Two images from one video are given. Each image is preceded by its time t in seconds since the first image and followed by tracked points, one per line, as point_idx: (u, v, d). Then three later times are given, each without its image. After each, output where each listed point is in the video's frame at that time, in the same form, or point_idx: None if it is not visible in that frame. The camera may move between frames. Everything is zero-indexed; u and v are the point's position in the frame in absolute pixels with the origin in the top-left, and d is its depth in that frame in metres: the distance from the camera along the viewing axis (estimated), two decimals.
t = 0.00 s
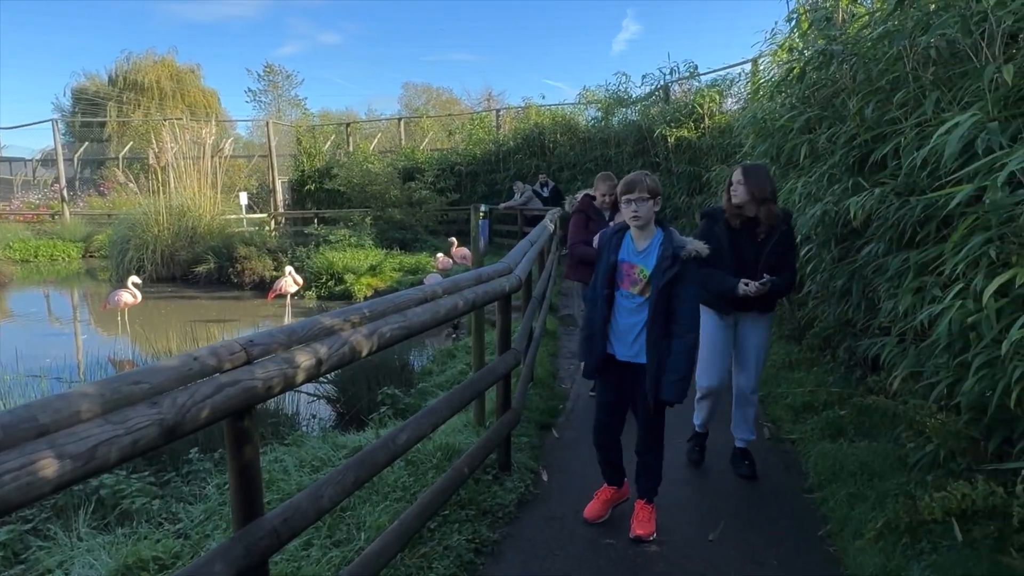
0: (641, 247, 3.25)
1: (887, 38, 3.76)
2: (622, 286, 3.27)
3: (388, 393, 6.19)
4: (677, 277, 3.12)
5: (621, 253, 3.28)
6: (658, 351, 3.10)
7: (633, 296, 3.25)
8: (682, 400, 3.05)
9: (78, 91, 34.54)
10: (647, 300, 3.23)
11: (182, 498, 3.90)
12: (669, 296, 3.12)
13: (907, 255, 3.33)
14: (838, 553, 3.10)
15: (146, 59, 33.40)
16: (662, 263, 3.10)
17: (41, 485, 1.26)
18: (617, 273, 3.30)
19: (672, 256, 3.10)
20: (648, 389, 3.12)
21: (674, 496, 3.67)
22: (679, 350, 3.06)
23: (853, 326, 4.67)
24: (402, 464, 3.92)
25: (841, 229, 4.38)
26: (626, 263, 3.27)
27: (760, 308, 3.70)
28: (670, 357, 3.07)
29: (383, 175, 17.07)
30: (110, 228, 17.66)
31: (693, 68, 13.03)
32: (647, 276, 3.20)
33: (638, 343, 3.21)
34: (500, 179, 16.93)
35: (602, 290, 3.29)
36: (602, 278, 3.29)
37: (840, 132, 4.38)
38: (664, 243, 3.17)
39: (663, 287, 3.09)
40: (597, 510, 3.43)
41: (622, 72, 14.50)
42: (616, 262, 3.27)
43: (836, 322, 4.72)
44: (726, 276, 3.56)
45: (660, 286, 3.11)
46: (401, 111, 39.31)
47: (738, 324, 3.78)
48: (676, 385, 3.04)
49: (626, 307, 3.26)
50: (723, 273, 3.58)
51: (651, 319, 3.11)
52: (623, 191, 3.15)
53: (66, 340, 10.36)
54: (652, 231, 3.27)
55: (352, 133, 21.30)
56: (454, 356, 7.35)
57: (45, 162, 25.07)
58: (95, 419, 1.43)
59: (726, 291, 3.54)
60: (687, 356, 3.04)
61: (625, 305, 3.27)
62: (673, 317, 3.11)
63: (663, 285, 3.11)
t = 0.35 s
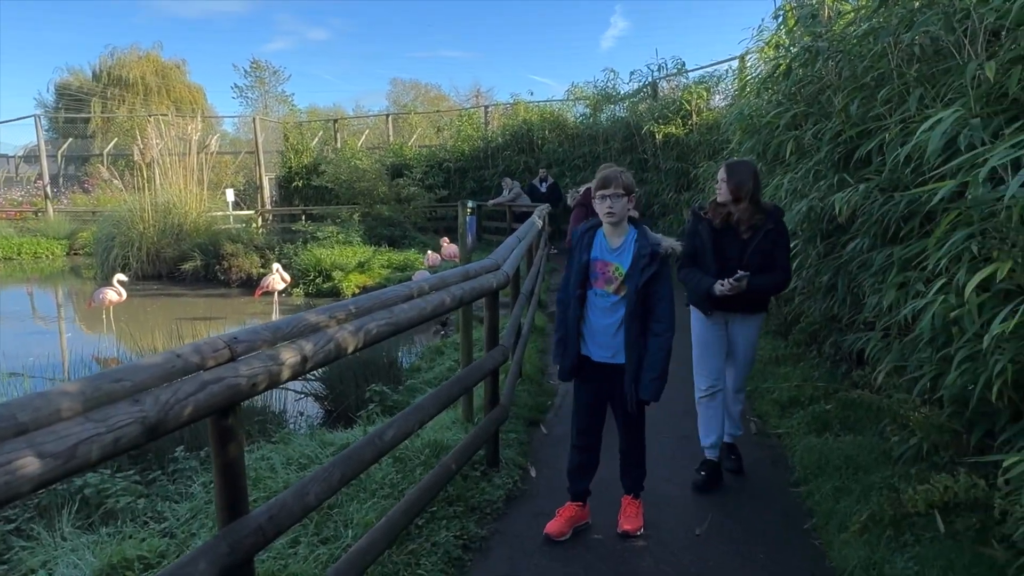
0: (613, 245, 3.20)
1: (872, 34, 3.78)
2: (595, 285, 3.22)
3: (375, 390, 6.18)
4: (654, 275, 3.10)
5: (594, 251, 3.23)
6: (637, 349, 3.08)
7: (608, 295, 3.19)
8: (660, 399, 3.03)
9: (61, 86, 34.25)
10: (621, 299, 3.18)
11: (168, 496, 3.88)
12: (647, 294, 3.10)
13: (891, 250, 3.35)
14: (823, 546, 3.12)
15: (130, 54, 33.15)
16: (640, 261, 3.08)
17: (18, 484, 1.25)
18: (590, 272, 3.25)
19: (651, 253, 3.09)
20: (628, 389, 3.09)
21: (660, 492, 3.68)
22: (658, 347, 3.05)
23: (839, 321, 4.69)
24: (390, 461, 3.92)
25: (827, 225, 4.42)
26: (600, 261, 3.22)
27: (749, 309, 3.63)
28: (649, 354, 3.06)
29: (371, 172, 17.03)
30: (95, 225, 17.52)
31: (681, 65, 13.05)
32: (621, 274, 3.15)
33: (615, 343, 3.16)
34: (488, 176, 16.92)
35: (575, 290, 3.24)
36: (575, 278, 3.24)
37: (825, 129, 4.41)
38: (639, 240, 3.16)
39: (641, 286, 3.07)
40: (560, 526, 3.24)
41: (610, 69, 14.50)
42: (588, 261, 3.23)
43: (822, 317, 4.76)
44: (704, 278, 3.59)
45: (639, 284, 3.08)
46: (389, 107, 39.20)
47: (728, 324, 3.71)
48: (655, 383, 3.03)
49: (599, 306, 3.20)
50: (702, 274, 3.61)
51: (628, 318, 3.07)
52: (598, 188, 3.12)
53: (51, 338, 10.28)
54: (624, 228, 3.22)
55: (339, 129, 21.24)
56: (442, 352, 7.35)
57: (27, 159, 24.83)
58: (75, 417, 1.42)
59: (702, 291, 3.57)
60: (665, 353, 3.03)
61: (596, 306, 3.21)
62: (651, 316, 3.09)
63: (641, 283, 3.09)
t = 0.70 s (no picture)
0: (576, 243, 3.15)
1: (862, 33, 3.80)
2: (561, 283, 3.14)
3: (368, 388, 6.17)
4: (621, 270, 3.06)
5: (557, 250, 3.16)
6: (609, 346, 3.02)
7: (574, 293, 3.12)
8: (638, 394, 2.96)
9: (49, 84, 34.04)
10: (588, 296, 3.11)
11: (157, 495, 3.86)
12: (615, 290, 3.05)
13: (881, 246, 3.37)
14: (814, 541, 3.13)
15: (120, 52, 32.98)
16: (606, 256, 3.03)
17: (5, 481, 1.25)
18: (554, 271, 3.17)
19: (615, 247, 3.04)
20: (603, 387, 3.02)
21: (652, 489, 3.68)
22: (631, 342, 2.99)
23: (829, 318, 4.71)
24: (382, 459, 3.91)
25: (817, 222, 4.44)
26: (563, 259, 3.15)
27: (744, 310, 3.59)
28: (622, 351, 3.00)
29: (363, 170, 17.00)
30: (84, 224, 17.43)
31: (672, 63, 13.07)
32: (588, 271, 3.09)
33: (583, 342, 3.08)
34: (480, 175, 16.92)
35: (539, 290, 3.15)
36: (538, 277, 3.16)
37: (816, 126, 4.43)
38: (603, 236, 3.11)
39: (610, 281, 3.02)
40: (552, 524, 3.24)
41: (602, 68, 14.51)
42: (552, 259, 3.16)
43: (812, 313, 4.78)
44: (695, 282, 3.57)
45: (606, 280, 3.03)
46: (381, 106, 39.16)
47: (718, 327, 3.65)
48: (630, 378, 2.96)
49: (566, 306, 3.12)
50: (693, 278, 3.60)
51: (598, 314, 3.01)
52: (560, 183, 3.06)
53: (40, 337, 10.22)
54: (586, 226, 3.17)
55: (331, 128, 21.20)
56: (434, 351, 7.33)
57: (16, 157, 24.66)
58: (62, 413, 1.41)
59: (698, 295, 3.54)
60: (637, 348, 2.97)
61: (564, 306, 3.13)
62: (621, 312, 3.04)
63: (608, 278, 3.04)
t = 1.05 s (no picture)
0: (562, 251, 3.08)
1: (855, 38, 3.82)
2: (547, 293, 3.08)
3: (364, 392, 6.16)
4: (607, 277, 2.96)
5: (543, 259, 3.09)
6: (596, 357, 2.92)
7: (561, 303, 3.05)
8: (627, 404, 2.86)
9: (44, 87, 33.96)
10: (575, 306, 3.04)
11: (153, 501, 3.85)
12: (600, 299, 2.95)
13: (874, 251, 3.39)
14: (808, 544, 3.14)
15: (115, 55, 32.94)
16: (590, 265, 2.94)
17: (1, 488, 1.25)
18: (540, 281, 3.11)
19: (601, 254, 2.95)
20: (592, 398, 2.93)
21: (647, 493, 3.68)
22: (618, 352, 2.88)
23: (823, 321, 4.73)
24: (377, 464, 3.91)
25: (811, 226, 4.46)
26: (549, 269, 3.08)
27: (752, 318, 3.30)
28: (609, 360, 2.89)
29: (358, 173, 17.00)
30: (79, 227, 17.39)
31: (667, 67, 13.11)
32: (573, 280, 3.01)
33: (572, 352, 3.01)
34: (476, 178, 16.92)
35: (525, 301, 3.09)
36: (524, 288, 3.09)
37: (809, 131, 4.45)
38: (590, 242, 3.03)
39: (594, 290, 2.93)
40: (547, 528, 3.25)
41: (597, 71, 14.55)
42: (538, 269, 3.09)
43: (807, 317, 4.80)
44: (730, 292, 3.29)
45: (591, 290, 2.94)
46: (377, 109, 39.17)
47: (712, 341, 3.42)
48: (619, 388, 2.86)
49: (553, 315, 3.06)
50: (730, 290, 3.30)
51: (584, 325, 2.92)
52: (544, 191, 3.01)
53: (34, 341, 10.19)
54: (572, 233, 3.10)
55: (326, 131, 21.20)
56: (430, 354, 7.33)
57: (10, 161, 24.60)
58: (59, 421, 1.41)
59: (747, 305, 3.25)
60: (623, 359, 2.87)
61: (553, 317, 3.06)
62: (608, 321, 2.94)
63: (594, 287, 2.95)
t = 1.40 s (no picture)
0: (578, 256, 3.03)
1: (854, 44, 3.83)
2: (559, 300, 3.02)
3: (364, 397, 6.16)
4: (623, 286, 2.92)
5: (557, 264, 3.04)
6: (605, 368, 2.88)
7: (573, 310, 3.00)
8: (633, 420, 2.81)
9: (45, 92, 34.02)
10: (587, 314, 2.99)
11: (153, 506, 3.86)
12: (614, 309, 2.91)
13: (873, 256, 3.39)
14: (809, 549, 3.14)
15: (116, 59, 33.02)
16: (608, 272, 2.90)
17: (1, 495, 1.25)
18: (552, 287, 3.05)
19: (620, 262, 2.91)
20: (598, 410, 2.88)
21: (647, 498, 3.68)
22: (628, 365, 2.83)
23: (823, 326, 4.73)
24: (378, 469, 3.91)
25: (811, 231, 4.47)
26: (563, 274, 3.03)
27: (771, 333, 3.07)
28: (619, 373, 2.85)
29: (359, 178, 17.02)
30: (79, 232, 17.40)
31: (667, 72, 13.13)
32: (589, 287, 2.96)
33: (581, 364, 2.97)
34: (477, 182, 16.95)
35: (536, 307, 3.04)
36: (536, 294, 3.04)
37: (808, 137, 4.47)
38: (607, 251, 2.97)
39: (610, 298, 2.89)
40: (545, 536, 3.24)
41: (597, 76, 14.58)
42: (551, 275, 3.03)
43: (806, 322, 4.80)
44: (753, 301, 3.04)
45: (606, 299, 2.89)
46: (378, 113, 39.27)
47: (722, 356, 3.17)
48: (627, 404, 2.81)
49: (563, 323, 3.00)
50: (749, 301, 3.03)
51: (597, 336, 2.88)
52: (562, 200, 2.92)
53: (35, 346, 10.20)
54: (590, 240, 3.04)
55: (327, 135, 21.25)
56: (430, 359, 7.33)
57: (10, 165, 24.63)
58: (61, 426, 1.42)
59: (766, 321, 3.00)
60: (634, 372, 2.82)
61: (563, 325, 3.00)
62: (621, 331, 2.89)
63: (609, 296, 2.91)
